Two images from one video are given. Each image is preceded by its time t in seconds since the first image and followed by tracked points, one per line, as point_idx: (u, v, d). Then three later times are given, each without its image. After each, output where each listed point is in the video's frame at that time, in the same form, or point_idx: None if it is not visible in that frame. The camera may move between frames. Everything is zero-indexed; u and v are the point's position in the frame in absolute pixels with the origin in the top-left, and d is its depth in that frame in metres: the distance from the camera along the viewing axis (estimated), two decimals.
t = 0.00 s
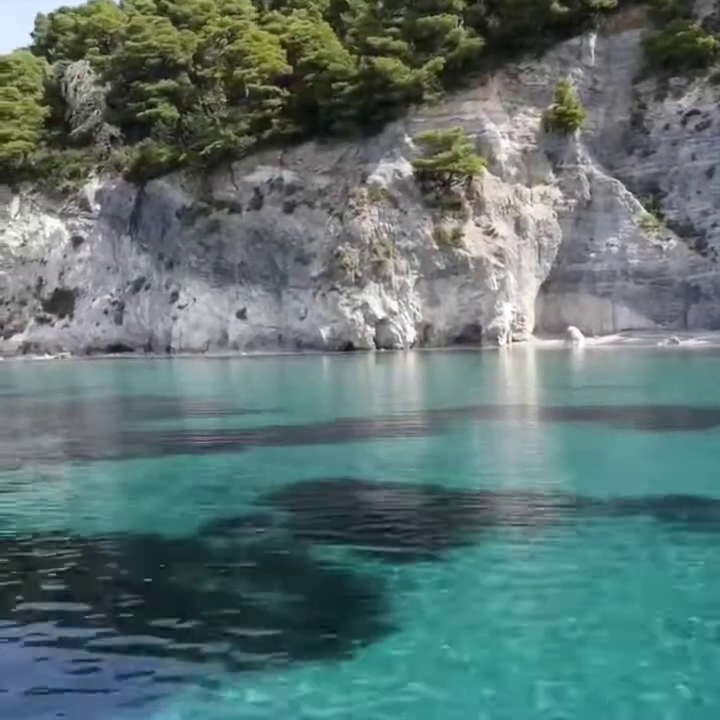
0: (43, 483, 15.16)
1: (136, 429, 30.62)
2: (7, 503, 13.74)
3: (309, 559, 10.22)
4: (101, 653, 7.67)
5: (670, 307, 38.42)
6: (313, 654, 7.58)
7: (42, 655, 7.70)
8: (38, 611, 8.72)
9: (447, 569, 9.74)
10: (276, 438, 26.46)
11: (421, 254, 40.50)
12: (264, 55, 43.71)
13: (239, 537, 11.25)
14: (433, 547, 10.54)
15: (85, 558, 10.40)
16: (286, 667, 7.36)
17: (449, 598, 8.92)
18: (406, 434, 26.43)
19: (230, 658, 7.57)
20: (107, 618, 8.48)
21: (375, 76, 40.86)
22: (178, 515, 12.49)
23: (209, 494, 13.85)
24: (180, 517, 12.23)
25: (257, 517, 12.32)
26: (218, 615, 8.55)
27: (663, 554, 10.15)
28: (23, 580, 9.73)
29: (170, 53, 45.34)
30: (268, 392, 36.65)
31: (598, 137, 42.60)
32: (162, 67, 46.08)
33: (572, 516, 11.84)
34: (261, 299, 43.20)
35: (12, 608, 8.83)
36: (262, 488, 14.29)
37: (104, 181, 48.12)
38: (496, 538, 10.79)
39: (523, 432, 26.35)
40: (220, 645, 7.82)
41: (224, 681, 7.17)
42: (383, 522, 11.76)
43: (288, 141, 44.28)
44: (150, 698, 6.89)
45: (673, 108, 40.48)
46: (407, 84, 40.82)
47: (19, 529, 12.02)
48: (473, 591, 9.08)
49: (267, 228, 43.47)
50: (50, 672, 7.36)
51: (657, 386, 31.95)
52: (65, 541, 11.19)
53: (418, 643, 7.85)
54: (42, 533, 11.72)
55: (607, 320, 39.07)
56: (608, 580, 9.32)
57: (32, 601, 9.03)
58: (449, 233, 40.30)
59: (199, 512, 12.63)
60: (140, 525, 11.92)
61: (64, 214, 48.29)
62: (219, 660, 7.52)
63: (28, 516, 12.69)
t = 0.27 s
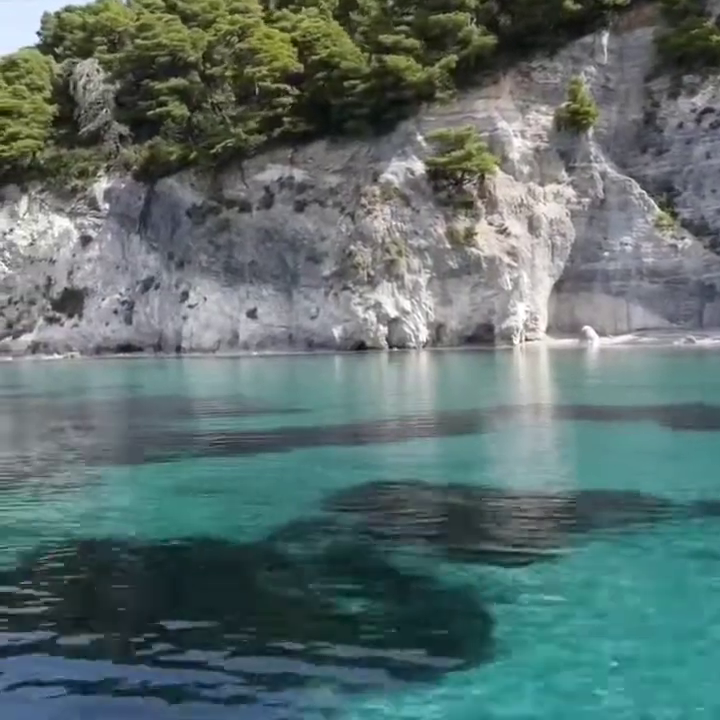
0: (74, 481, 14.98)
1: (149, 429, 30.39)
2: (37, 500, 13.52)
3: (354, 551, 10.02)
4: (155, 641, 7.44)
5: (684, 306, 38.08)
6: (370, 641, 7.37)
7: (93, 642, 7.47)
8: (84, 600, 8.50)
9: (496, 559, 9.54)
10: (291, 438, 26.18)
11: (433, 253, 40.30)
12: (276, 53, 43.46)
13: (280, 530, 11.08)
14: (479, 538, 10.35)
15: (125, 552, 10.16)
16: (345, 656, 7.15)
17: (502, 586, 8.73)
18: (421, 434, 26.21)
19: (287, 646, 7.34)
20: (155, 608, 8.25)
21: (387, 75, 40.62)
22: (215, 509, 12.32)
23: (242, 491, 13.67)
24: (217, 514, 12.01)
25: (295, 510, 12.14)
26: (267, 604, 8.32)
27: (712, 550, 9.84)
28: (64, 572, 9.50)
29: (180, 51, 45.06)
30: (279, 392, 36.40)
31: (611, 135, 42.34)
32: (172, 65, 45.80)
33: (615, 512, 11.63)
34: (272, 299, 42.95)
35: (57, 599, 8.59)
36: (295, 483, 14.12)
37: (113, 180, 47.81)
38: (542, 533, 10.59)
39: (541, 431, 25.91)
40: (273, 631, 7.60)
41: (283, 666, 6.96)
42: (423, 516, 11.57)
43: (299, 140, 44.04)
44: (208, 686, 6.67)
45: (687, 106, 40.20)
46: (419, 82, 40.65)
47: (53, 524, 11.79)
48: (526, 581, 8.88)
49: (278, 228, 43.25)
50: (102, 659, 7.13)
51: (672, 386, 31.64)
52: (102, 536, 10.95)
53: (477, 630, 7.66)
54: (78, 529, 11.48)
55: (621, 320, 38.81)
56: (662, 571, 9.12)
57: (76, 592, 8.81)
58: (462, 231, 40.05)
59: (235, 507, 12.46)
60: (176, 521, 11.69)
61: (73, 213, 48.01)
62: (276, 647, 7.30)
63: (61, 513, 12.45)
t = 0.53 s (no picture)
0: (112, 482, 14.81)
1: (164, 428, 30.14)
2: (77, 504, 13.29)
3: (417, 562, 9.73)
4: (227, 661, 7.18)
5: (701, 305, 37.48)
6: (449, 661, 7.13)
7: (163, 659, 7.24)
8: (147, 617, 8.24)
9: (568, 572, 9.25)
10: (307, 438, 25.92)
11: (448, 251, 40.09)
12: (288, 50, 43.12)
13: (337, 539, 10.81)
14: (545, 549, 10.06)
15: (179, 564, 9.90)
16: (424, 676, 6.90)
17: (578, 601, 8.46)
18: (441, 434, 25.90)
19: (365, 663, 7.10)
20: (221, 625, 7.99)
21: (401, 72, 40.35)
22: (263, 518, 12.02)
23: (288, 495, 13.37)
24: (265, 522, 11.75)
25: (348, 519, 11.83)
26: (335, 619, 8.06)
27: None
28: (121, 586, 9.24)
29: (192, 49, 44.85)
30: (292, 391, 36.08)
31: (625, 133, 42.11)
32: (183, 63, 45.56)
33: (679, 522, 11.31)
34: (284, 298, 42.66)
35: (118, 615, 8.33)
36: (340, 488, 13.82)
37: (123, 178, 47.56)
38: (610, 544, 10.26)
39: (559, 431, 25.55)
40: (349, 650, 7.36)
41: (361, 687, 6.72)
42: (472, 524, 11.29)
43: (312, 138, 43.76)
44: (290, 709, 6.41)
45: (703, 104, 39.95)
46: (433, 80, 40.37)
47: (98, 531, 11.56)
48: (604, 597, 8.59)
49: (290, 226, 43.00)
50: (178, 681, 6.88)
51: (690, 386, 31.31)
52: (151, 548, 10.69)
53: (557, 645, 7.42)
54: (125, 538, 11.24)
55: (637, 318, 38.42)
56: None
57: (136, 606, 8.55)
58: (477, 230, 39.79)
59: (285, 514, 12.16)
60: (227, 530, 11.42)
61: (83, 211, 47.80)
62: (353, 667, 7.06)
63: (103, 519, 12.20)
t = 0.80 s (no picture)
0: (144, 483, 14.58)
1: (177, 428, 29.95)
2: (110, 505, 13.06)
3: (455, 570, 9.42)
4: (296, 671, 6.92)
5: (716, 304, 37.08)
6: (526, 668, 6.86)
7: (210, 674, 6.92)
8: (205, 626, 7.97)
9: (639, 580, 8.93)
10: (321, 438, 25.66)
11: (460, 250, 39.86)
12: (299, 48, 42.97)
13: (390, 546, 10.49)
14: (608, 557, 9.74)
15: (230, 572, 9.62)
16: (485, 685, 6.57)
17: (639, 607, 8.15)
18: (458, 434, 25.69)
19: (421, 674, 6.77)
20: (283, 633, 7.73)
21: (414, 69, 40.15)
22: (309, 524, 11.71)
23: (329, 499, 13.05)
24: (309, 528, 11.48)
25: (398, 525, 11.50)
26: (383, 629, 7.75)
27: None
28: (173, 594, 8.98)
29: (202, 47, 44.79)
30: (304, 391, 35.88)
31: (638, 132, 41.90)
32: (193, 60, 45.40)
33: None
34: (295, 297, 42.42)
35: (174, 624, 8.07)
36: (383, 492, 13.50)
37: (132, 177, 47.40)
38: (653, 548, 9.94)
39: (576, 431, 25.24)
40: (420, 659, 7.08)
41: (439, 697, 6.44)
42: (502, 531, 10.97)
43: (323, 136, 43.53)
44: None
45: (717, 102, 39.74)
46: (445, 77, 40.14)
47: (138, 537, 11.31)
48: (667, 604, 8.27)
49: (301, 225, 42.76)
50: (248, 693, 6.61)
51: (705, 386, 31.00)
52: (197, 555, 10.42)
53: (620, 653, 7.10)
54: (168, 543, 10.98)
55: (651, 317, 38.23)
56: None
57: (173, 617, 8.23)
58: (489, 228, 39.54)
59: (332, 520, 11.84)
60: (273, 537, 11.12)
61: (91, 210, 47.61)
62: (426, 675, 6.79)
63: (140, 523, 11.95)
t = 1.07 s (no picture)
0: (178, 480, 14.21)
1: (194, 429, 29.68)
2: (145, 498, 12.68)
3: (504, 563, 9.00)
4: (370, 661, 6.52)
5: None
6: (609, 659, 6.45)
7: (269, 662, 6.51)
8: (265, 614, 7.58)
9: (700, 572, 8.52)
10: (337, 438, 25.43)
11: (475, 249, 39.62)
12: (312, 45, 42.71)
13: (448, 540, 10.01)
14: (676, 552, 9.30)
15: (274, 564, 9.17)
16: (569, 675, 6.18)
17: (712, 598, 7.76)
18: (481, 435, 25.41)
19: (496, 665, 6.36)
20: (348, 622, 7.33)
21: (428, 66, 39.88)
22: (359, 518, 11.23)
23: (374, 496, 12.56)
24: (356, 520, 11.09)
25: (452, 520, 11.01)
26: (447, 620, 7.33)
27: None
28: (226, 583, 8.57)
29: (214, 44, 44.56)
30: (317, 391, 35.59)
31: (653, 129, 41.62)
32: (205, 58, 45.14)
33: None
34: (307, 296, 42.13)
35: (232, 611, 7.67)
36: (429, 489, 13.01)
37: (142, 176, 47.13)
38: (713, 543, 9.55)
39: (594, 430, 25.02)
40: (500, 648, 6.68)
41: (530, 685, 6.02)
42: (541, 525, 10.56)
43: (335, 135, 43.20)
44: (456, 709, 5.73)
45: None
46: (459, 75, 39.74)
47: (178, 526, 10.93)
48: None
49: (313, 224, 42.43)
50: (322, 678, 6.23)
51: None
52: (244, 544, 10.03)
53: (707, 643, 6.70)
54: (211, 533, 10.59)
55: (668, 317, 37.99)
56: None
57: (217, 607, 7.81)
58: (504, 227, 39.28)
59: (381, 514, 11.37)
60: (320, 529, 10.69)
61: (100, 209, 47.30)
62: (501, 666, 6.38)
63: (179, 514, 11.58)
